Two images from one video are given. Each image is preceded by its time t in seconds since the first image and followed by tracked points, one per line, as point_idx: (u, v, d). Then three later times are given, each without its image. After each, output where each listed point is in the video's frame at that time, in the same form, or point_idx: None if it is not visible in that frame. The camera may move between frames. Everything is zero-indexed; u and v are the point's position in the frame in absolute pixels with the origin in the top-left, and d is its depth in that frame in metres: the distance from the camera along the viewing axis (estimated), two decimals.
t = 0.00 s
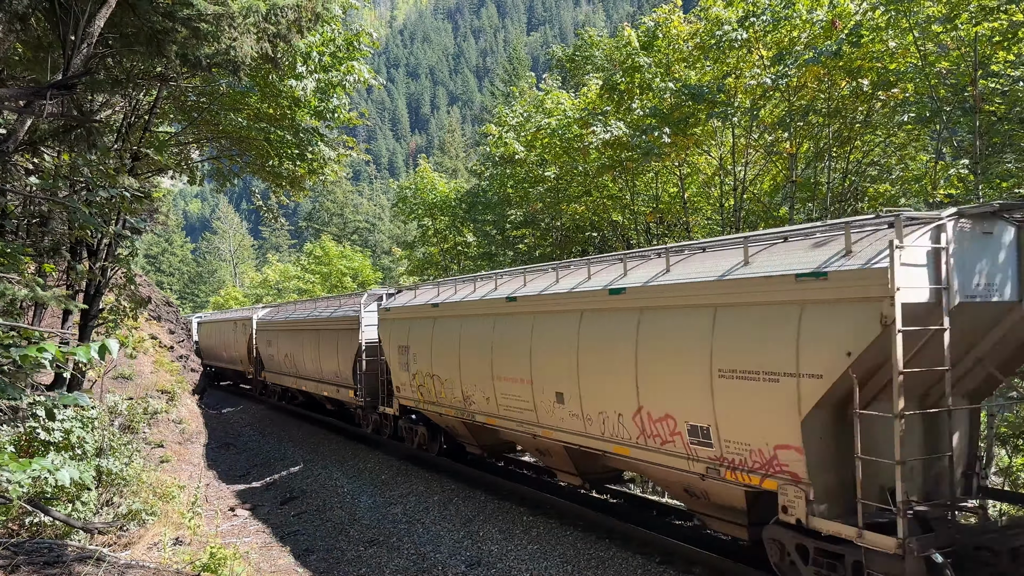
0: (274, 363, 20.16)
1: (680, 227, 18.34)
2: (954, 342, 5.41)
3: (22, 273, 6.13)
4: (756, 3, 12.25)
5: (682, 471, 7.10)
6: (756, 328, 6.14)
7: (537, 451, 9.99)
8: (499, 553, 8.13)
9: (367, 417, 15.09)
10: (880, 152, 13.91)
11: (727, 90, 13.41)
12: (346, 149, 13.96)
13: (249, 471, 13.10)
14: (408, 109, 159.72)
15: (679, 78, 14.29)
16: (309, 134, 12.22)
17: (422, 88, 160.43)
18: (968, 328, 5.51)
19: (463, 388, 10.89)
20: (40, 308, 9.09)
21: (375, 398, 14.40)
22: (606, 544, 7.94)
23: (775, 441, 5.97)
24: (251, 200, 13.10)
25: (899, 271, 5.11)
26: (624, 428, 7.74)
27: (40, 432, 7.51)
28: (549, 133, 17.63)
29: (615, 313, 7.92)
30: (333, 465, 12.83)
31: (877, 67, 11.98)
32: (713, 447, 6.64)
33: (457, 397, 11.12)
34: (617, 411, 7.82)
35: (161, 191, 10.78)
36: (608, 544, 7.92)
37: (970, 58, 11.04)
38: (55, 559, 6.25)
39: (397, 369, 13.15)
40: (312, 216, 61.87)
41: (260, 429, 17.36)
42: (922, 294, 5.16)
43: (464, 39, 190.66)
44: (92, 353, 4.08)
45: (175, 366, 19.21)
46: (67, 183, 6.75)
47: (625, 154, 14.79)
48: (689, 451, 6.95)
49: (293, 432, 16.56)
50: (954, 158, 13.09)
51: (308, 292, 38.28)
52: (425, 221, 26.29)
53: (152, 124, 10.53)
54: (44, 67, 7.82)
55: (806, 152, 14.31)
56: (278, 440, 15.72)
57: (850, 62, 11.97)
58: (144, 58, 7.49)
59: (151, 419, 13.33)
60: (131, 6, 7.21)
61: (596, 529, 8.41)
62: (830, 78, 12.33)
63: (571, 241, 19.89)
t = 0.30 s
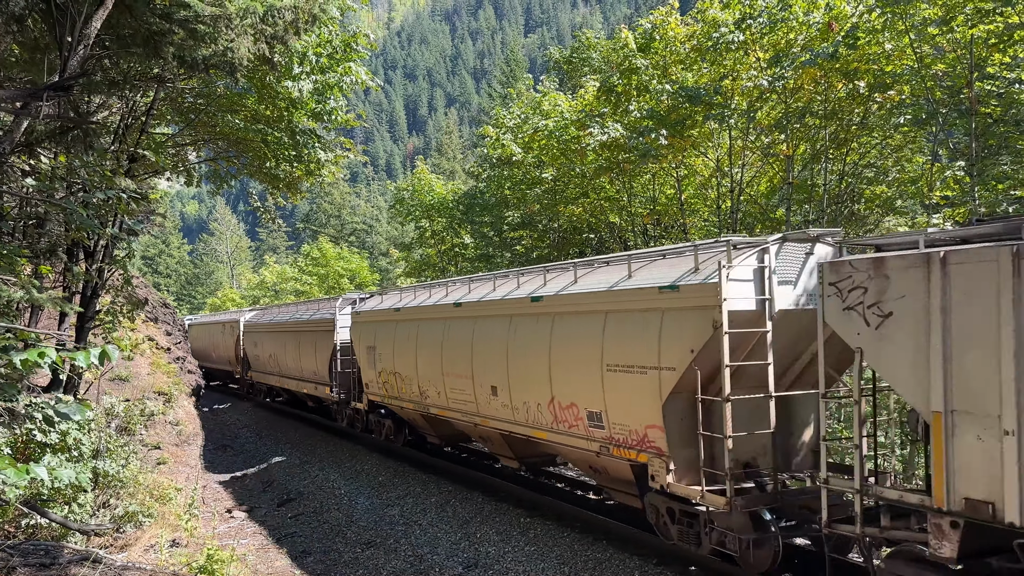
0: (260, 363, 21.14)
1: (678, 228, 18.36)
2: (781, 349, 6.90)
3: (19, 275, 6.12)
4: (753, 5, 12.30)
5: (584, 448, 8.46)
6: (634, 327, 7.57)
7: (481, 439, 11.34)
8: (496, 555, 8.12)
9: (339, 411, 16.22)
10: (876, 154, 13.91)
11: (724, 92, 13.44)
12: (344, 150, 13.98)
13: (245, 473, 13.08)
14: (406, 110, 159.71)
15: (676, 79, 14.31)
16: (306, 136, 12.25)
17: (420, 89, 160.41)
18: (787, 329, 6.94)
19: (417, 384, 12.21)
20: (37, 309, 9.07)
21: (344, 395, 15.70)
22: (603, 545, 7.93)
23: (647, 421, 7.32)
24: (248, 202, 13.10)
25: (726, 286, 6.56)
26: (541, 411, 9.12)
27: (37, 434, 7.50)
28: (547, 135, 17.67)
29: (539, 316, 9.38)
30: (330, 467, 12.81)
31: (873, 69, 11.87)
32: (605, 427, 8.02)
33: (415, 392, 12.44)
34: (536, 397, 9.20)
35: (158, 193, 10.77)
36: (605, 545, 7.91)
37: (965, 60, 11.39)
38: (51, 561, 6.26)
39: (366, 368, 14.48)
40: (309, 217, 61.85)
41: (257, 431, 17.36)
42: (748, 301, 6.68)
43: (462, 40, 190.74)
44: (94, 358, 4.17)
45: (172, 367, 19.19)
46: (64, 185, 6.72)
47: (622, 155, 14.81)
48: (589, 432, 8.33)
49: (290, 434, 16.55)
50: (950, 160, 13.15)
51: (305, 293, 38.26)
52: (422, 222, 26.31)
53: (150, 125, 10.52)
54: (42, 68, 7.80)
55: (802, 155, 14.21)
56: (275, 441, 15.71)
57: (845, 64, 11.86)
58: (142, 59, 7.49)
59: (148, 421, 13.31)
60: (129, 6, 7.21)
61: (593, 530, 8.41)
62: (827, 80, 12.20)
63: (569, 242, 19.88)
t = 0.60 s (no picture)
0: (248, 364, 22.10)
1: (674, 230, 18.39)
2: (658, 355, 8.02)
3: (14, 277, 6.09)
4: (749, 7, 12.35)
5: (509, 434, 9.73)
6: (548, 333, 8.86)
7: (435, 429, 12.46)
8: (492, 557, 8.12)
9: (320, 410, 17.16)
10: (872, 156, 13.94)
11: (720, 95, 13.22)
12: (339, 152, 13.98)
13: (241, 475, 13.06)
14: (403, 111, 159.71)
15: (672, 82, 14.30)
16: (302, 138, 12.20)
17: (418, 90, 160.43)
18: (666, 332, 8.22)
19: (381, 381, 13.43)
20: (32, 311, 9.04)
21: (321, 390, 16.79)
22: (600, 547, 7.94)
23: (557, 411, 8.61)
24: (244, 203, 13.09)
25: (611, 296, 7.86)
26: (479, 403, 10.34)
27: (33, 436, 7.48)
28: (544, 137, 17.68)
29: (480, 321, 10.61)
30: (326, 469, 12.80)
31: (870, 71, 11.86)
32: (526, 415, 9.26)
33: (378, 388, 13.65)
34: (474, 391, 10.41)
35: (154, 194, 10.73)
36: (601, 547, 7.92)
37: (960, 63, 11.42)
38: (46, 564, 6.25)
39: (338, 366, 15.68)
40: (306, 219, 61.79)
41: (253, 433, 17.35)
42: (630, 310, 7.96)
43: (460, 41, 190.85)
44: (86, 356, 4.14)
45: (168, 369, 19.14)
46: (58, 186, 6.68)
47: (619, 158, 14.81)
48: (515, 420, 9.56)
49: (286, 435, 16.55)
50: (945, 163, 13.21)
51: (302, 295, 38.24)
52: (419, 224, 26.35)
53: (145, 127, 10.51)
54: (36, 69, 7.77)
55: (798, 157, 14.26)
56: (271, 444, 15.67)
57: (840, 66, 11.87)
58: (136, 60, 7.46)
59: (144, 423, 13.30)
60: (124, 7, 7.18)
61: (589, 532, 8.42)
62: (823, 82, 12.19)
63: (565, 244, 19.84)
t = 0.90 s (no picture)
0: (235, 366, 22.88)
1: (670, 232, 18.42)
2: (572, 354, 9.18)
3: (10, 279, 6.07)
4: (745, 9, 12.39)
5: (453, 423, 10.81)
6: (486, 334, 9.94)
7: (398, 422, 13.46)
8: (489, 558, 8.12)
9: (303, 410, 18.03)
10: (867, 158, 13.80)
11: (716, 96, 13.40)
12: (336, 153, 13.96)
13: (237, 477, 13.03)
14: (401, 112, 159.66)
15: (668, 83, 14.29)
16: (298, 139, 12.15)
17: (415, 91, 160.43)
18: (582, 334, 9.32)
19: (350, 379, 14.29)
20: (27, 313, 9.02)
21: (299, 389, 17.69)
22: (596, 548, 7.93)
23: (491, 403, 9.66)
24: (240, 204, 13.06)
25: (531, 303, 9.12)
26: (431, 397, 11.32)
27: (28, 437, 7.45)
28: (541, 138, 17.69)
29: (432, 324, 11.65)
30: (322, 471, 12.77)
31: (865, 73, 11.79)
32: (468, 407, 10.27)
33: (348, 385, 14.55)
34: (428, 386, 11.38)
35: (150, 195, 10.71)
36: (597, 548, 7.92)
37: (955, 65, 11.68)
38: (41, 565, 6.25)
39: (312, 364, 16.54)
40: (303, 220, 61.74)
41: (248, 434, 17.31)
42: (549, 314, 9.20)
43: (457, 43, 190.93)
44: (79, 356, 4.08)
45: (164, 371, 19.10)
46: (53, 187, 6.65)
47: (615, 159, 14.82)
48: (459, 411, 10.57)
49: (282, 437, 16.53)
50: (941, 164, 13.23)
51: (298, 296, 38.20)
52: (415, 225, 26.36)
53: (141, 127, 10.49)
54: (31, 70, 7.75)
55: (794, 159, 14.29)
56: (267, 445, 15.64)
57: (836, 68, 11.77)
58: (132, 61, 7.44)
59: (139, 424, 13.27)
60: (120, 8, 7.17)
61: (586, 534, 8.42)
62: (819, 84, 12.17)
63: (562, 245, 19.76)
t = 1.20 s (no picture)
0: (223, 367, 23.69)
1: (667, 233, 18.44)
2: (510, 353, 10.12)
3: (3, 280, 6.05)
4: (741, 10, 12.34)
5: (407, 414, 11.80)
6: (437, 334, 10.83)
7: (367, 416, 14.34)
8: (485, 559, 8.12)
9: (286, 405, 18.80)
10: (865, 158, 14.00)
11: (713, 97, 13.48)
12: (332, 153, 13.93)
13: (233, 478, 12.99)
14: (398, 112, 159.58)
15: (665, 84, 14.30)
16: (294, 140, 12.12)
17: (413, 92, 160.37)
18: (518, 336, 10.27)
19: (323, 377, 15.18)
20: (22, 314, 8.99)
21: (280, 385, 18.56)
22: (592, 550, 7.92)
23: (439, 398, 10.57)
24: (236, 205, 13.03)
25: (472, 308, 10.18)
26: (391, 393, 12.23)
27: (23, 439, 7.42)
28: (537, 139, 17.69)
29: (391, 326, 12.56)
30: (318, 472, 12.74)
31: (861, 74, 11.77)
32: (421, 400, 11.17)
33: (321, 382, 15.39)
34: (388, 382, 12.26)
35: (145, 196, 10.68)
36: (594, 550, 7.91)
37: (952, 66, 11.51)
38: (36, 568, 6.22)
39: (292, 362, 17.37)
40: (300, 221, 61.68)
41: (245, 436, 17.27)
42: (488, 318, 10.20)
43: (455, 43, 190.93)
44: (73, 358, 4.04)
45: (160, 372, 19.06)
46: (48, 188, 6.61)
47: (612, 160, 14.82)
48: (414, 405, 11.46)
49: (278, 438, 16.51)
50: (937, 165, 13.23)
51: (295, 297, 38.15)
52: (412, 226, 26.35)
53: (137, 128, 10.47)
54: (25, 70, 7.73)
55: (790, 160, 14.31)
56: (263, 446, 15.60)
57: (832, 69, 11.81)
58: (127, 62, 7.41)
59: (135, 425, 13.23)
60: (115, 8, 7.14)
61: (582, 535, 8.41)
62: (815, 85, 12.17)
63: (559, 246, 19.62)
